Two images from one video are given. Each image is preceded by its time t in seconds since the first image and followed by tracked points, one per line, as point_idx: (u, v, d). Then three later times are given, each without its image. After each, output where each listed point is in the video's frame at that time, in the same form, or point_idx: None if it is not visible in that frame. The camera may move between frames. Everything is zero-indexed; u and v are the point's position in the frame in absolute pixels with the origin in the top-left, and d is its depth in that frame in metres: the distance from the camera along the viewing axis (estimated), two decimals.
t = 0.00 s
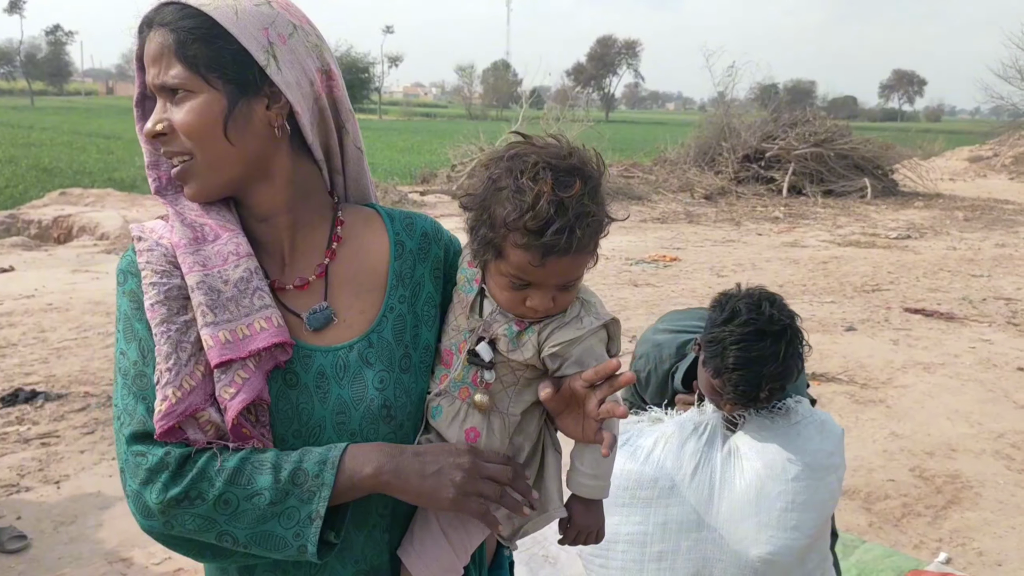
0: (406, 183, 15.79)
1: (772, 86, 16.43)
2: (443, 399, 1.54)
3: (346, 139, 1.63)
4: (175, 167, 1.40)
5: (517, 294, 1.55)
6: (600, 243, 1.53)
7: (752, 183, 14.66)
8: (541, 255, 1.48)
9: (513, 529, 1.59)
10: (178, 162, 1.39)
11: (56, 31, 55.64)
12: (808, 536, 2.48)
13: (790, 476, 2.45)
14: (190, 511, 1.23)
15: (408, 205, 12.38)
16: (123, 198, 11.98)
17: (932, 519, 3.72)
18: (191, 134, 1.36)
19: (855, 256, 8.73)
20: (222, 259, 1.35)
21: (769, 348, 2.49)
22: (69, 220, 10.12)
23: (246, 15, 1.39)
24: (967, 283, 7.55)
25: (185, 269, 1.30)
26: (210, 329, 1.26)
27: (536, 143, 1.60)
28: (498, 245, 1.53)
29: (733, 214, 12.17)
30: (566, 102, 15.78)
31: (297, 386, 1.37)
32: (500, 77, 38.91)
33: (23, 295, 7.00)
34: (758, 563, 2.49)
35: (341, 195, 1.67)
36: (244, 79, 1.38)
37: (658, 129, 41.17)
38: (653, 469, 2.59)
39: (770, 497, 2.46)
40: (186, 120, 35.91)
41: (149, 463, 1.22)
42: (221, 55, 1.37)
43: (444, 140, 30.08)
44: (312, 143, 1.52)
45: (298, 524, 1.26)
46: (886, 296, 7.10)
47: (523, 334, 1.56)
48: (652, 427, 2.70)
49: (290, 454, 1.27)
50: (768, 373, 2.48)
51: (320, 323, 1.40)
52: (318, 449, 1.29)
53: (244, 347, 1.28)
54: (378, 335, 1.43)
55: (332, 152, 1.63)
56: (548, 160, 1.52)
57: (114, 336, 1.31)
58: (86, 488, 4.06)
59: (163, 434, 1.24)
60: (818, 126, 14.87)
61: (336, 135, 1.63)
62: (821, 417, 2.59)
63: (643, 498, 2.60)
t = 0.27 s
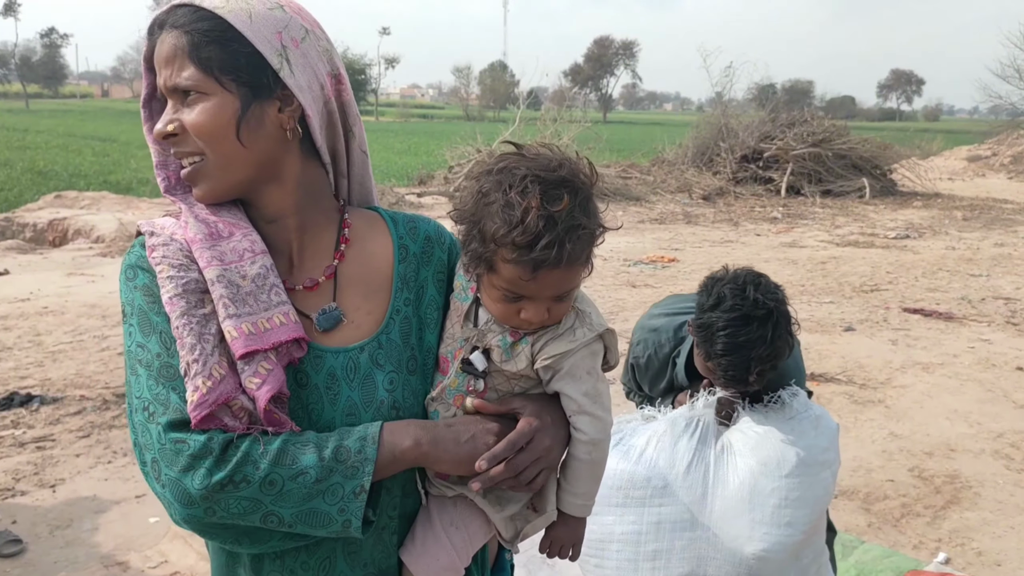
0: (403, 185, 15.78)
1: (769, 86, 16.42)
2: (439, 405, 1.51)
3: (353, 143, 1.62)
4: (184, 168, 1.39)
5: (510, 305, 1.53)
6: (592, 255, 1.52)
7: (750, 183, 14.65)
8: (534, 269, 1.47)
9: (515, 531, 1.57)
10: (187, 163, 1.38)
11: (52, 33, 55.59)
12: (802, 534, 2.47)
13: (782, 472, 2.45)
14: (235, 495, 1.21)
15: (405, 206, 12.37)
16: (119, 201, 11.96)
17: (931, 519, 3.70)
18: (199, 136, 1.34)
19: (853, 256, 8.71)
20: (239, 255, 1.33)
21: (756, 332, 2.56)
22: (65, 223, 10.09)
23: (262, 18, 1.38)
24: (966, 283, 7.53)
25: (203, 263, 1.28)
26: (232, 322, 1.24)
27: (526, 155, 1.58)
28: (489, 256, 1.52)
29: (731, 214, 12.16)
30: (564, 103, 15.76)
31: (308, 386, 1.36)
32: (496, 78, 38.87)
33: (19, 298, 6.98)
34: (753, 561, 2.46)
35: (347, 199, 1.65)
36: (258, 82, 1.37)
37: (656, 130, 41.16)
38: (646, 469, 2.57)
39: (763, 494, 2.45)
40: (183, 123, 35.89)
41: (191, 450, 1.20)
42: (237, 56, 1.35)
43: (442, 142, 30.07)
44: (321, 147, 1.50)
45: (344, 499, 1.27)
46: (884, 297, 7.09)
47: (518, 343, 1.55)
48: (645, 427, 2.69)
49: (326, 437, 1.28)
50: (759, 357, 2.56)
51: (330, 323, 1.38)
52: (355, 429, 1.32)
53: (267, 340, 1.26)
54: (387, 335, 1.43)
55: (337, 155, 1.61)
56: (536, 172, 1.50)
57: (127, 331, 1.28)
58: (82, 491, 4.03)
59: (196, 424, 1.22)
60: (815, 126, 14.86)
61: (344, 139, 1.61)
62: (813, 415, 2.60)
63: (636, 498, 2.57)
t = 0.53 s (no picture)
0: (404, 187, 15.81)
1: (769, 89, 16.45)
2: (443, 402, 1.53)
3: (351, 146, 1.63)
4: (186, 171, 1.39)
5: (520, 303, 1.54)
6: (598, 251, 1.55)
7: (749, 185, 14.68)
8: (547, 267, 1.48)
9: (522, 526, 1.60)
10: (189, 166, 1.38)
11: (51, 35, 55.54)
12: (804, 541, 2.47)
13: (787, 481, 2.46)
14: (237, 500, 1.23)
15: (405, 208, 12.39)
16: (120, 203, 11.98)
17: (929, 520, 3.72)
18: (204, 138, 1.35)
19: (853, 259, 8.73)
20: (235, 258, 1.33)
21: (736, 270, 2.64)
22: (67, 226, 10.08)
23: (262, 22, 1.39)
24: (966, 286, 7.55)
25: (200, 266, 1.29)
26: (231, 325, 1.24)
27: (529, 155, 1.59)
28: (502, 253, 1.52)
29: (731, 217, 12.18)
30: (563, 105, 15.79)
31: (308, 385, 1.37)
32: (496, 80, 38.89)
33: (21, 301, 7.00)
34: (754, 568, 2.47)
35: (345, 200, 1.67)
36: (260, 86, 1.38)
37: (656, 132, 41.19)
38: (648, 475, 2.57)
39: (767, 503, 2.45)
40: (182, 125, 35.89)
41: (194, 456, 1.21)
42: (239, 61, 1.37)
43: (442, 144, 30.10)
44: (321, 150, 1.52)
45: (345, 501, 1.30)
46: (884, 299, 7.11)
47: (525, 342, 1.56)
48: (647, 432, 2.69)
49: (325, 438, 1.30)
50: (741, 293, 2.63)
51: (329, 323, 1.39)
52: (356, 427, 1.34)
53: (265, 342, 1.27)
54: (386, 335, 1.44)
55: (336, 157, 1.62)
56: (545, 173, 1.52)
57: (125, 336, 1.28)
58: (84, 493, 4.04)
59: (198, 429, 1.23)
60: (815, 128, 14.88)
61: (343, 142, 1.63)
62: (820, 420, 2.59)
63: (638, 503, 2.58)
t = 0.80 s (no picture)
0: (404, 189, 15.84)
1: (768, 91, 16.47)
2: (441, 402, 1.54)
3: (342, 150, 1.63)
4: (220, 171, 1.35)
5: (506, 306, 1.59)
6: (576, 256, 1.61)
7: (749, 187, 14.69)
8: (530, 271, 1.54)
9: (524, 514, 1.67)
10: (229, 166, 1.35)
11: (53, 39, 55.66)
12: (810, 552, 2.35)
13: (793, 490, 2.32)
14: (255, 504, 1.22)
15: (405, 210, 12.41)
16: (121, 205, 12.01)
17: (930, 521, 3.71)
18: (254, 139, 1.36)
19: (852, 260, 8.73)
20: (236, 264, 1.32)
21: (738, 237, 2.66)
22: (68, 228, 10.10)
23: (292, 26, 1.44)
24: (965, 287, 7.55)
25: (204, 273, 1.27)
26: (237, 331, 1.24)
27: (506, 161, 1.65)
28: (485, 256, 1.57)
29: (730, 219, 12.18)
30: (563, 108, 15.82)
31: (312, 387, 1.36)
32: (496, 83, 38.97)
33: (23, 303, 7.01)
34: None
35: (330, 205, 1.67)
36: (301, 89, 1.42)
37: (655, 135, 41.23)
38: (650, 482, 2.45)
39: (772, 513, 2.32)
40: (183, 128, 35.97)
41: (208, 464, 1.19)
42: (285, 62, 1.40)
43: (441, 147, 30.14)
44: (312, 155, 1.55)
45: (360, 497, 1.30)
46: (883, 300, 7.11)
47: (516, 341, 1.62)
48: (651, 436, 2.57)
49: (334, 436, 1.29)
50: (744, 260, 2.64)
51: (330, 324, 1.39)
52: (363, 424, 1.34)
53: (271, 347, 1.26)
54: (385, 334, 1.45)
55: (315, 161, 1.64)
56: (522, 181, 1.58)
57: (122, 347, 1.25)
58: (87, 494, 4.05)
59: (209, 437, 1.21)
60: (814, 130, 14.90)
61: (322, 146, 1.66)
62: (828, 427, 2.44)
63: (641, 511, 2.46)
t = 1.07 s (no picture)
0: (405, 190, 15.86)
1: (768, 92, 16.47)
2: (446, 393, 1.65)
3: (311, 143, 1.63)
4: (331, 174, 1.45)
5: (488, 298, 1.70)
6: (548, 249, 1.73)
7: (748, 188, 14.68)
8: (508, 266, 1.65)
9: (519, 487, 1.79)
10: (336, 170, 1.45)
11: (55, 39, 55.80)
12: (804, 548, 2.28)
13: (788, 486, 2.24)
14: (277, 521, 1.24)
15: (405, 210, 12.42)
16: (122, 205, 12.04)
17: (929, 522, 3.71)
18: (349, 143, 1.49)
19: (851, 261, 8.72)
20: (242, 281, 1.31)
21: (764, 246, 2.43)
22: (70, 228, 10.12)
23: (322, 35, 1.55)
24: (965, 288, 7.54)
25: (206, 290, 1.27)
26: (248, 351, 1.26)
27: (478, 160, 1.75)
28: (467, 252, 1.68)
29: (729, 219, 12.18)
30: (563, 108, 15.83)
31: (316, 391, 1.37)
32: (497, 83, 39.01)
33: (25, 302, 7.03)
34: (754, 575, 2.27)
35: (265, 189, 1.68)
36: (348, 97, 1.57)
37: (655, 136, 41.22)
38: (645, 479, 2.36)
39: (768, 509, 2.24)
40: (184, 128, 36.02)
41: (228, 487, 1.20)
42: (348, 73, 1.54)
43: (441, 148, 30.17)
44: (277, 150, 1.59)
45: (373, 502, 1.32)
46: (883, 302, 7.10)
47: (508, 325, 1.73)
48: (646, 432, 2.48)
49: (345, 443, 1.32)
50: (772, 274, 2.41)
51: (328, 325, 1.41)
52: (369, 425, 1.37)
53: (281, 365, 1.28)
54: (377, 332, 1.48)
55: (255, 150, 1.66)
56: (497, 180, 1.68)
57: (117, 371, 1.24)
58: (89, 492, 4.06)
59: (224, 458, 1.22)
60: (814, 131, 14.90)
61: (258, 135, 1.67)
62: (824, 423, 2.37)
63: (636, 508, 2.37)
